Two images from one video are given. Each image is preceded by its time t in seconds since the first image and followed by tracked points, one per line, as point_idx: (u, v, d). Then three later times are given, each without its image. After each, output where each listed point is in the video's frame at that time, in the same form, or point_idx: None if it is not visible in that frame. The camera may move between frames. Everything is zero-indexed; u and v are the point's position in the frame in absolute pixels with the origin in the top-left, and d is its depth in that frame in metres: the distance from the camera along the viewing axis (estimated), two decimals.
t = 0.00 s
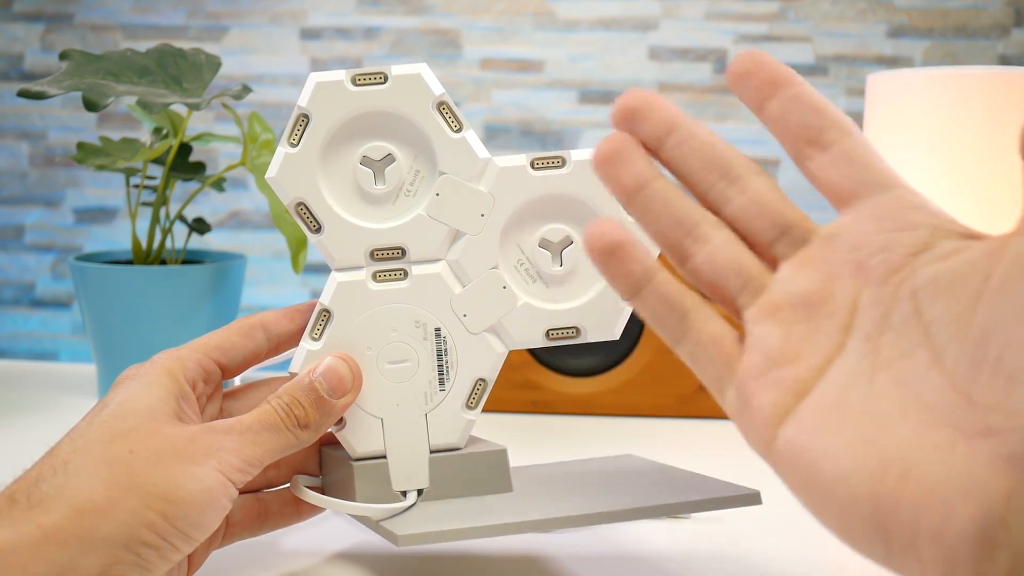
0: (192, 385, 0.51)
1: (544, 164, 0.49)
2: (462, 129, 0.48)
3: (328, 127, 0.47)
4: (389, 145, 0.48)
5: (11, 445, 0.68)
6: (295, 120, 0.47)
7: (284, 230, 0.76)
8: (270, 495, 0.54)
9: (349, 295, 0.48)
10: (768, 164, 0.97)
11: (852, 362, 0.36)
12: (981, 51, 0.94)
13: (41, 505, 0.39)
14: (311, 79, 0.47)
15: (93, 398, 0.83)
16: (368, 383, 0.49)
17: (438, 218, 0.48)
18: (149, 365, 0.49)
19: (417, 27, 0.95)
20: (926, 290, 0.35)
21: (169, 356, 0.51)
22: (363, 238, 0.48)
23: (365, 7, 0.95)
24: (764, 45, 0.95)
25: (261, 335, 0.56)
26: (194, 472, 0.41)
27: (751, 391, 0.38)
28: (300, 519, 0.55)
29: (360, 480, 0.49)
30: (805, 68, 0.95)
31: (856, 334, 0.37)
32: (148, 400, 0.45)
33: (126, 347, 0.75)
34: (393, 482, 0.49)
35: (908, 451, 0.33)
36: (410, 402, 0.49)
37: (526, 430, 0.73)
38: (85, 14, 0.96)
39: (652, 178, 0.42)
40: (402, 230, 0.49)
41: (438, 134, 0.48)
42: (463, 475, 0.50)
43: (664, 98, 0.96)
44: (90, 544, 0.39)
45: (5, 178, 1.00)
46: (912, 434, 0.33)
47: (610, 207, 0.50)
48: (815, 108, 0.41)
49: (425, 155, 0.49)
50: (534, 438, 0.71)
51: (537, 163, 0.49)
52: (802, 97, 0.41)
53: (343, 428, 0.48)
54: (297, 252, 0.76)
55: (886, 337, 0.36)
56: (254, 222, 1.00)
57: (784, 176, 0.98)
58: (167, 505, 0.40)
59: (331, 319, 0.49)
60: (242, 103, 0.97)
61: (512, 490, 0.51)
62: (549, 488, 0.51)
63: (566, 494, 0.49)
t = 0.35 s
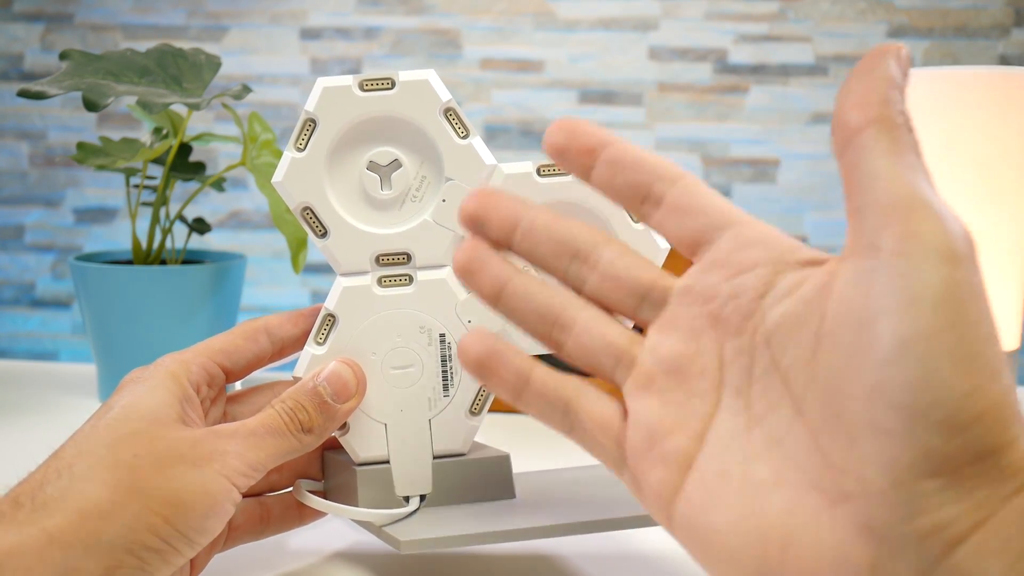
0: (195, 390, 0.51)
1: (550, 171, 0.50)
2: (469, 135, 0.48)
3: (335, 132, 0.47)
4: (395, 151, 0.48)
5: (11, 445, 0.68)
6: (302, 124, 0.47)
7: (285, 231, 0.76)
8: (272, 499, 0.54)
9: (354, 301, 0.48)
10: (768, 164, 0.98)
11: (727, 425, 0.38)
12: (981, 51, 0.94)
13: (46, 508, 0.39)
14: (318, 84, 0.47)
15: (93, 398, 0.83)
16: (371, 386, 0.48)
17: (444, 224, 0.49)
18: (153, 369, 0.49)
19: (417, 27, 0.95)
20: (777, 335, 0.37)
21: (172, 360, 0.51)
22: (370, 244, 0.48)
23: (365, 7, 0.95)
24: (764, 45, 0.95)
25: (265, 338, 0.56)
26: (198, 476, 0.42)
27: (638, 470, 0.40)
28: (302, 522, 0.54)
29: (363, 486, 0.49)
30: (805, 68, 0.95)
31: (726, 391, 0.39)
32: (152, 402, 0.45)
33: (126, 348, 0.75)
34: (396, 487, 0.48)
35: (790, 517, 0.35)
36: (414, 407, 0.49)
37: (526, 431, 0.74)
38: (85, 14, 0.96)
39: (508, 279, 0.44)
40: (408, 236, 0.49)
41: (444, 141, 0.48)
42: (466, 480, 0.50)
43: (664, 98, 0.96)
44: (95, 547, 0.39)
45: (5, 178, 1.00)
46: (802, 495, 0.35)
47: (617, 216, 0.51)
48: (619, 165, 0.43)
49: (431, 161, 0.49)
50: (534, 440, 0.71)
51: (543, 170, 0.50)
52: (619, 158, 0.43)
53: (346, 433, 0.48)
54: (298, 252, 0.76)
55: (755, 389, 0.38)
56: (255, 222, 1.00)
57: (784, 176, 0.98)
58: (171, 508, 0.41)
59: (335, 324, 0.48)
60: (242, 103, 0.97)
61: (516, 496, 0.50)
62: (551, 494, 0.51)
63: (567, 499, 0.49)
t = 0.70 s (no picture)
0: (195, 387, 0.51)
1: (549, 169, 0.49)
2: (468, 134, 0.49)
3: (334, 130, 0.47)
4: (395, 150, 0.48)
5: (11, 445, 0.68)
6: (302, 122, 0.47)
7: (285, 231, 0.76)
8: (270, 496, 0.54)
9: (354, 299, 0.48)
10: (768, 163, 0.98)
11: (814, 402, 0.40)
12: (981, 51, 0.94)
13: (45, 506, 0.39)
14: (318, 82, 0.47)
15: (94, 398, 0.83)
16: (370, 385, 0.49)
17: (443, 223, 0.49)
18: (153, 367, 0.49)
19: (417, 27, 0.95)
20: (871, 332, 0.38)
21: (172, 358, 0.51)
22: (369, 242, 0.48)
23: (365, 7, 0.95)
24: (764, 45, 0.95)
25: (264, 336, 0.56)
26: (198, 474, 0.41)
27: (720, 438, 0.42)
28: (300, 521, 0.54)
29: (361, 484, 0.48)
30: (805, 68, 0.95)
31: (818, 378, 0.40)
32: (151, 401, 0.45)
33: (126, 348, 0.75)
34: (395, 485, 0.49)
35: (857, 492, 0.35)
36: (413, 406, 0.49)
37: (526, 431, 0.74)
38: (85, 14, 0.96)
39: (627, 250, 0.47)
40: (407, 234, 0.49)
41: (444, 139, 0.48)
42: (465, 479, 0.50)
43: (664, 97, 0.96)
44: (94, 546, 0.39)
45: (5, 178, 1.00)
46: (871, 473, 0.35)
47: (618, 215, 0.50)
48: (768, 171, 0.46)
49: (430, 159, 0.49)
50: (534, 439, 0.71)
51: (542, 169, 0.49)
52: (756, 168, 0.46)
53: (345, 431, 0.48)
54: (298, 252, 0.76)
55: (846, 379, 0.39)
56: (255, 222, 1.00)
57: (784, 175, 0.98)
58: (170, 507, 0.40)
59: (334, 322, 0.49)
60: (242, 103, 0.97)
61: (515, 495, 0.50)
62: (550, 493, 0.51)
63: (566, 499, 0.49)
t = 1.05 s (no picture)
0: (190, 386, 0.51)
1: (541, 165, 0.49)
2: (460, 131, 0.48)
3: (326, 129, 0.47)
4: (387, 147, 0.48)
5: (11, 445, 0.69)
6: (294, 121, 0.47)
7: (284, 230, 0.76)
8: (267, 495, 0.54)
9: (348, 297, 0.48)
10: (768, 164, 0.98)
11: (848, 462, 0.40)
12: (980, 51, 0.94)
13: (42, 505, 0.39)
14: (310, 81, 0.47)
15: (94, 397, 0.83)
16: (365, 383, 0.49)
17: (436, 219, 0.49)
18: (148, 367, 0.49)
19: (417, 27, 0.95)
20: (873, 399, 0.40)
21: (167, 357, 0.51)
22: (362, 239, 0.48)
23: (365, 7, 0.95)
24: (764, 45, 0.95)
25: (259, 335, 0.56)
26: (194, 473, 0.41)
27: (795, 508, 0.44)
28: (296, 518, 0.55)
29: (357, 480, 0.49)
30: (805, 68, 0.95)
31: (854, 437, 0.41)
32: (147, 400, 0.45)
33: (126, 348, 0.75)
34: (391, 482, 0.49)
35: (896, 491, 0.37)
36: (407, 402, 0.49)
37: (525, 430, 0.74)
38: (85, 14, 0.96)
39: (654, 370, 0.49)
40: (400, 231, 0.49)
41: (435, 136, 0.48)
42: (461, 475, 0.50)
43: (664, 98, 0.96)
44: (91, 544, 0.39)
45: (5, 178, 1.00)
46: (869, 525, 0.38)
47: (607, 209, 0.50)
48: (736, 256, 0.47)
49: (422, 156, 0.49)
50: (534, 439, 0.71)
51: (534, 165, 0.49)
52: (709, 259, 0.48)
53: (340, 428, 0.48)
54: (297, 251, 0.76)
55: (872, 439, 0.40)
56: (254, 222, 1.00)
57: (784, 175, 0.98)
58: (167, 505, 0.41)
59: (328, 320, 0.49)
60: (242, 103, 0.97)
61: (509, 489, 0.51)
62: (546, 488, 0.51)
63: (561, 494, 0.50)
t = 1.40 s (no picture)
0: (190, 386, 0.51)
1: (540, 164, 0.49)
2: (459, 130, 0.48)
3: (325, 128, 0.47)
4: (386, 146, 0.48)
5: (11, 444, 0.69)
6: (293, 120, 0.47)
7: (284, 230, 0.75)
8: (267, 495, 0.54)
9: (347, 296, 0.48)
10: (768, 164, 0.98)
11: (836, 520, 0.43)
12: (981, 51, 0.94)
13: (43, 504, 0.39)
14: (309, 80, 0.47)
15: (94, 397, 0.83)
16: (365, 383, 0.48)
17: (435, 218, 0.49)
18: (148, 367, 0.49)
19: (417, 27, 0.95)
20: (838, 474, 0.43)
21: (167, 356, 0.51)
22: (362, 238, 0.48)
23: (365, 7, 0.95)
24: (764, 45, 0.95)
25: (259, 334, 0.56)
26: (194, 472, 0.41)
27: None
28: (296, 518, 0.55)
29: (358, 480, 0.49)
30: (805, 68, 0.95)
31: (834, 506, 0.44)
32: (146, 399, 0.45)
33: (125, 349, 0.75)
34: (391, 481, 0.49)
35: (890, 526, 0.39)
36: (407, 401, 0.49)
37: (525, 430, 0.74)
38: (85, 14, 0.96)
39: (623, 490, 0.49)
40: (400, 230, 0.49)
41: (435, 135, 0.48)
42: (462, 474, 0.50)
43: (664, 98, 0.96)
44: (91, 544, 0.39)
45: (5, 178, 1.00)
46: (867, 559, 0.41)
47: (607, 208, 0.50)
48: (676, 359, 0.51)
49: (421, 155, 0.49)
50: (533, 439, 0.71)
51: (533, 164, 0.49)
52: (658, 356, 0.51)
53: (340, 427, 0.48)
54: (297, 251, 0.76)
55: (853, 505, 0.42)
56: (254, 222, 1.00)
57: (784, 175, 0.98)
58: (167, 504, 0.41)
59: (328, 319, 0.49)
60: (242, 103, 0.97)
61: (508, 489, 0.51)
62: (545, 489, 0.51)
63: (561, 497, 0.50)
